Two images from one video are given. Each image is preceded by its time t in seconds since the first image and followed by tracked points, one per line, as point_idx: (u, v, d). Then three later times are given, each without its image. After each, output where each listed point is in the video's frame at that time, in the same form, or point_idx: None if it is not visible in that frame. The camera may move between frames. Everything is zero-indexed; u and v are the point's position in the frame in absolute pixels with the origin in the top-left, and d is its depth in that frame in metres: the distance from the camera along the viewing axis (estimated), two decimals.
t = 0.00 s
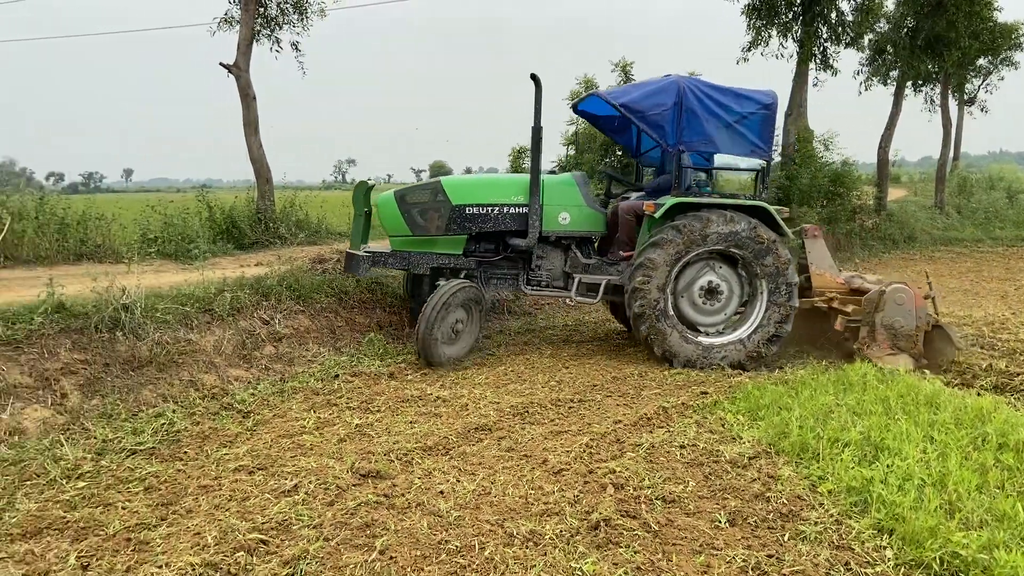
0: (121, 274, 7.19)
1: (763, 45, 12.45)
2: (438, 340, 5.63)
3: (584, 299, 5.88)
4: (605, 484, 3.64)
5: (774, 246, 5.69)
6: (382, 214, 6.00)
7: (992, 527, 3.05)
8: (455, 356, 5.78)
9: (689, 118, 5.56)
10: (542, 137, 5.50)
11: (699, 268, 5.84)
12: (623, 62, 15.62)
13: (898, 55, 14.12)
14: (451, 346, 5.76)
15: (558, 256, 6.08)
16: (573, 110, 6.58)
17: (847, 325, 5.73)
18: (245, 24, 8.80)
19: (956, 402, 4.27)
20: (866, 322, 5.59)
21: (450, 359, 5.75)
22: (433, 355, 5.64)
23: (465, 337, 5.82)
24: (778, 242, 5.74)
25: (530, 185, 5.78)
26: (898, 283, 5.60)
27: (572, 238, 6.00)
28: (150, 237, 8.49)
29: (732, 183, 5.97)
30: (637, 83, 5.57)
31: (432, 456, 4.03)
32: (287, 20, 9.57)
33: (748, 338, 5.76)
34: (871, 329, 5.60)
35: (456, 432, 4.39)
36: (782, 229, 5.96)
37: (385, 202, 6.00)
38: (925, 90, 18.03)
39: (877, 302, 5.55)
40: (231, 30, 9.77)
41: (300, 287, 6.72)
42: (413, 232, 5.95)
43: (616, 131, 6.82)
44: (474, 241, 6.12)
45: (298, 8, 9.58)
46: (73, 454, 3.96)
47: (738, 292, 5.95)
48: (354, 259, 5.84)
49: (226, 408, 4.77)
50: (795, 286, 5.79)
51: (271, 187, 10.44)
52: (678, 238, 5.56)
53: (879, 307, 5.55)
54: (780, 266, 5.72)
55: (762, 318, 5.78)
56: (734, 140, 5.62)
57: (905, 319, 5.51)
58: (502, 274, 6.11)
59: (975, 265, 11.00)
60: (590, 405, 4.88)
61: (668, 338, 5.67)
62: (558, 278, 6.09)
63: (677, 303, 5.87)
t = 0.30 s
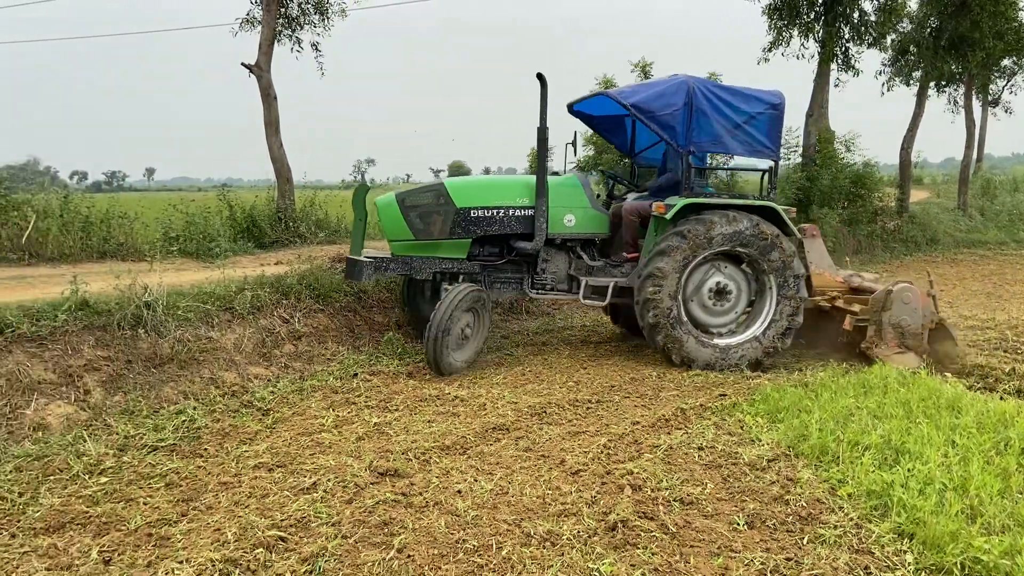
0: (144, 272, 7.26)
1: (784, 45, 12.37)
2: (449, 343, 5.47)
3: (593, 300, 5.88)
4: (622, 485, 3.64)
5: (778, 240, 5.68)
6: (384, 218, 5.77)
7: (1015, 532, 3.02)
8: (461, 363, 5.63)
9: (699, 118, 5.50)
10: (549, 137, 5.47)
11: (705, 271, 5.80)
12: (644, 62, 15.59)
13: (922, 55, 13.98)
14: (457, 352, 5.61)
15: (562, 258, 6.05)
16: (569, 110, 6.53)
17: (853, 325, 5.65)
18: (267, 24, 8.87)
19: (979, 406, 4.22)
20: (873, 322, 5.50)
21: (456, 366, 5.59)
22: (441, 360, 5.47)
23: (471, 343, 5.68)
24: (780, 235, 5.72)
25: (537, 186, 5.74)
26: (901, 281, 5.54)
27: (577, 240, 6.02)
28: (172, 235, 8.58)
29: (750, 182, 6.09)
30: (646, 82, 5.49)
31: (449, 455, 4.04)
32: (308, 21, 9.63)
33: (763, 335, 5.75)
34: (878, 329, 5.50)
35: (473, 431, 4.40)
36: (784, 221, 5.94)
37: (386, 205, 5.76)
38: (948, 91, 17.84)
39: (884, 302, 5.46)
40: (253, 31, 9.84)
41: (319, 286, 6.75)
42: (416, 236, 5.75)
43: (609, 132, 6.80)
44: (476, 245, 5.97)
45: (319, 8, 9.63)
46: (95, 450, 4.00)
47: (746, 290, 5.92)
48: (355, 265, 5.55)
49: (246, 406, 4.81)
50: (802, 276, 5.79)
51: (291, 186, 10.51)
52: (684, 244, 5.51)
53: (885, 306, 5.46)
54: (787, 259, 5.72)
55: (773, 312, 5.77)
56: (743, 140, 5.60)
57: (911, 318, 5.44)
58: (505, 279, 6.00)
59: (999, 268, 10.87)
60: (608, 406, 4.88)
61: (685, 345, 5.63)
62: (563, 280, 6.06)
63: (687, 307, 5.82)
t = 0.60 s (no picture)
0: (161, 270, 7.32)
1: (801, 45, 12.31)
2: (459, 350, 5.19)
3: (592, 308, 5.77)
4: (635, 486, 3.63)
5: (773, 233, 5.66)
6: (377, 226, 5.48)
7: None
8: (468, 374, 5.34)
9: (699, 117, 5.46)
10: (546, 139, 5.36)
11: (704, 273, 5.73)
12: (661, 63, 15.55)
13: (940, 55, 13.87)
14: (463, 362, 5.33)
15: (560, 263, 5.88)
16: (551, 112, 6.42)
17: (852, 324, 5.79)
18: (283, 24, 8.91)
19: (996, 409, 4.18)
20: (872, 321, 5.62)
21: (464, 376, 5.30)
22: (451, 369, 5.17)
23: (474, 353, 5.42)
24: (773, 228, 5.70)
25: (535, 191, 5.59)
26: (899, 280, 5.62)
27: (575, 244, 5.84)
28: (188, 233, 8.64)
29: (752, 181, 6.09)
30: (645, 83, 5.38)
31: (462, 454, 4.05)
32: (324, 20, 9.66)
33: (770, 329, 5.77)
34: (875, 327, 5.64)
35: (487, 430, 4.40)
36: (775, 211, 5.94)
37: (379, 214, 5.49)
38: (967, 92, 17.67)
39: (880, 301, 5.58)
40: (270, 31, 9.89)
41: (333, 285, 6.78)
42: (412, 247, 5.50)
43: (590, 132, 6.74)
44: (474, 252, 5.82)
45: (335, 8, 9.66)
46: (111, 446, 4.03)
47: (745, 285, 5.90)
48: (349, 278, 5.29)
49: (260, 403, 4.84)
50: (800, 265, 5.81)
51: (307, 185, 10.55)
52: (684, 250, 5.43)
53: (881, 305, 5.58)
54: (784, 251, 5.71)
55: (775, 303, 5.79)
56: (742, 139, 5.60)
57: (908, 317, 5.54)
58: (504, 286, 5.87)
59: (1018, 271, 10.76)
60: (621, 406, 4.87)
61: (697, 350, 5.59)
62: (562, 286, 5.90)
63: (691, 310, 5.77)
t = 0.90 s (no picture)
0: (175, 267, 7.36)
1: (815, 46, 12.25)
2: (463, 349, 5.13)
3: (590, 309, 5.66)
4: (646, 487, 3.62)
5: (761, 227, 5.69)
6: (369, 231, 5.30)
7: None
8: (470, 379, 5.24)
9: (698, 116, 5.43)
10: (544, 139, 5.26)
11: (700, 277, 5.71)
12: (674, 63, 15.54)
13: (956, 57, 13.77)
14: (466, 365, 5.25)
15: (555, 266, 5.81)
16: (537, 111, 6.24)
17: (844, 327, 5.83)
18: (297, 24, 8.95)
19: (1010, 413, 4.15)
20: (864, 323, 5.73)
21: (465, 380, 5.20)
22: (452, 368, 5.09)
23: (477, 359, 5.33)
24: (760, 222, 5.73)
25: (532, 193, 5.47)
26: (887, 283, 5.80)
27: (570, 246, 5.76)
28: (202, 232, 8.68)
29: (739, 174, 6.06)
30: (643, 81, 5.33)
31: (472, 453, 4.05)
32: (337, 20, 9.69)
33: (771, 322, 5.81)
34: (867, 329, 5.77)
35: (498, 430, 4.40)
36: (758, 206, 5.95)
37: (370, 218, 5.29)
38: (984, 94, 17.53)
39: (872, 303, 5.72)
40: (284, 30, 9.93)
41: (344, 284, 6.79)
42: (405, 251, 5.36)
43: (574, 131, 6.69)
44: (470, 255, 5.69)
45: (349, 7, 9.69)
46: (124, 442, 4.06)
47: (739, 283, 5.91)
48: (343, 287, 5.15)
49: (272, 401, 4.85)
50: (790, 254, 5.87)
51: (320, 184, 10.58)
52: (679, 259, 5.39)
53: (873, 308, 5.73)
54: (773, 242, 5.76)
55: (770, 295, 5.85)
56: (739, 136, 5.62)
57: (897, 320, 5.71)
58: (500, 289, 5.76)
59: None
60: (632, 407, 4.86)
61: (705, 355, 5.58)
62: (557, 289, 5.81)
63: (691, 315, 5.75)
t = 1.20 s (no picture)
0: (186, 265, 7.40)
1: (828, 46, 12.20)
2: (463, 350, 4.97)
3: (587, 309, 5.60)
4: (656, 487, 3.62)
5: (748, 221, 5.66)
6: (364, 231, 5.12)
7: None
8: (468, 381, 5.09)
9: (698, 115, 5.39)
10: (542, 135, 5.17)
11: (695, 281, 5.68)
12: (686, 63, 15.53)
13: (970, 57, 13.69)
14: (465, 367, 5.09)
15: (551, 265, 5.71)
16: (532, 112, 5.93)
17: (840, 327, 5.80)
18: (309, 23, 8.97)
19: None
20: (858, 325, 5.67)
21: (463, 383, 5.05)
22: (451, 370, 4.93)
23: (477, 360, 5.18)
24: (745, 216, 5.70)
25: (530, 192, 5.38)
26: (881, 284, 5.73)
27: (566, 246, 5.66)
28: (214, 229, 8.73)
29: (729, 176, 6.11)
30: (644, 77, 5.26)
31: (483, 452, 4.05)
32: (350, 19, 9.71)
33: (772, 313, 5.84)
34: (861, 331, 5.70)
35: (507, 429, 4.41)
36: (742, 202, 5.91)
37: (365, 218, 5.12)
38: (998, 95, 17.41)
39: (866, 305, 5.65)
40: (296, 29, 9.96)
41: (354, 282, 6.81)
42: (401, 251, 5.20)
43: (563, 130, 6.54)
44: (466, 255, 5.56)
45: (361, 6, 9.71)
46: (137, 438, 4.08)
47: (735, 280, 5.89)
48: (338, 288, 4.97)
49: (283, 399, 4.87)
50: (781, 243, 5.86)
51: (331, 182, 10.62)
52: (674, 269, 5.36)
53: (867, 310, 5.65)
54: (763, 234, 5.74)
55: (767, 286, 5.85)
56: (737, 135, 5.60)
57: (892, 322, 5.63)
58: (495, 290, 5.64)
59: None
60: (642, 407, 4.85)
61: (713, 358, 5.57)
62: (553, 289, 5.71)
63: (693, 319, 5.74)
